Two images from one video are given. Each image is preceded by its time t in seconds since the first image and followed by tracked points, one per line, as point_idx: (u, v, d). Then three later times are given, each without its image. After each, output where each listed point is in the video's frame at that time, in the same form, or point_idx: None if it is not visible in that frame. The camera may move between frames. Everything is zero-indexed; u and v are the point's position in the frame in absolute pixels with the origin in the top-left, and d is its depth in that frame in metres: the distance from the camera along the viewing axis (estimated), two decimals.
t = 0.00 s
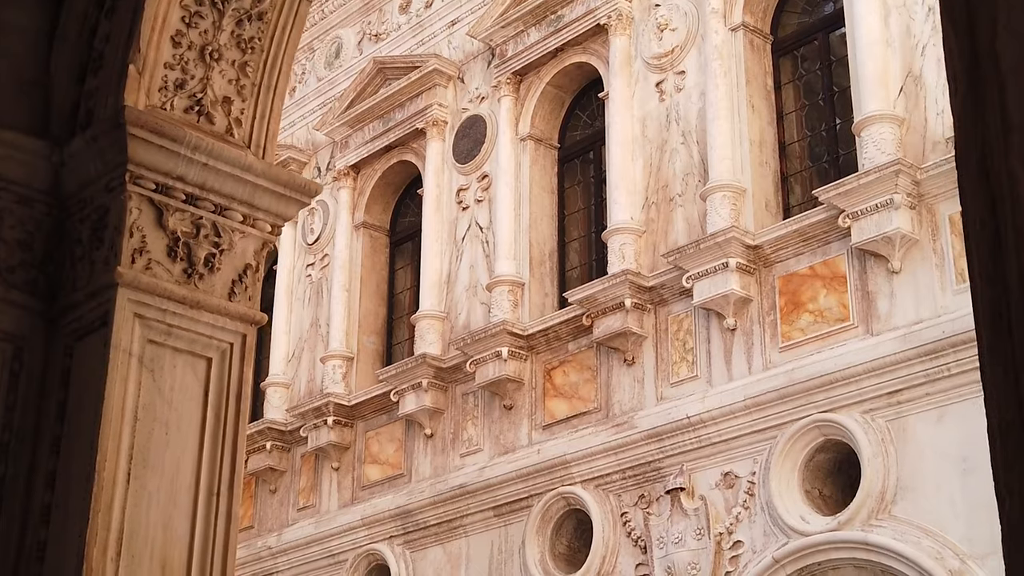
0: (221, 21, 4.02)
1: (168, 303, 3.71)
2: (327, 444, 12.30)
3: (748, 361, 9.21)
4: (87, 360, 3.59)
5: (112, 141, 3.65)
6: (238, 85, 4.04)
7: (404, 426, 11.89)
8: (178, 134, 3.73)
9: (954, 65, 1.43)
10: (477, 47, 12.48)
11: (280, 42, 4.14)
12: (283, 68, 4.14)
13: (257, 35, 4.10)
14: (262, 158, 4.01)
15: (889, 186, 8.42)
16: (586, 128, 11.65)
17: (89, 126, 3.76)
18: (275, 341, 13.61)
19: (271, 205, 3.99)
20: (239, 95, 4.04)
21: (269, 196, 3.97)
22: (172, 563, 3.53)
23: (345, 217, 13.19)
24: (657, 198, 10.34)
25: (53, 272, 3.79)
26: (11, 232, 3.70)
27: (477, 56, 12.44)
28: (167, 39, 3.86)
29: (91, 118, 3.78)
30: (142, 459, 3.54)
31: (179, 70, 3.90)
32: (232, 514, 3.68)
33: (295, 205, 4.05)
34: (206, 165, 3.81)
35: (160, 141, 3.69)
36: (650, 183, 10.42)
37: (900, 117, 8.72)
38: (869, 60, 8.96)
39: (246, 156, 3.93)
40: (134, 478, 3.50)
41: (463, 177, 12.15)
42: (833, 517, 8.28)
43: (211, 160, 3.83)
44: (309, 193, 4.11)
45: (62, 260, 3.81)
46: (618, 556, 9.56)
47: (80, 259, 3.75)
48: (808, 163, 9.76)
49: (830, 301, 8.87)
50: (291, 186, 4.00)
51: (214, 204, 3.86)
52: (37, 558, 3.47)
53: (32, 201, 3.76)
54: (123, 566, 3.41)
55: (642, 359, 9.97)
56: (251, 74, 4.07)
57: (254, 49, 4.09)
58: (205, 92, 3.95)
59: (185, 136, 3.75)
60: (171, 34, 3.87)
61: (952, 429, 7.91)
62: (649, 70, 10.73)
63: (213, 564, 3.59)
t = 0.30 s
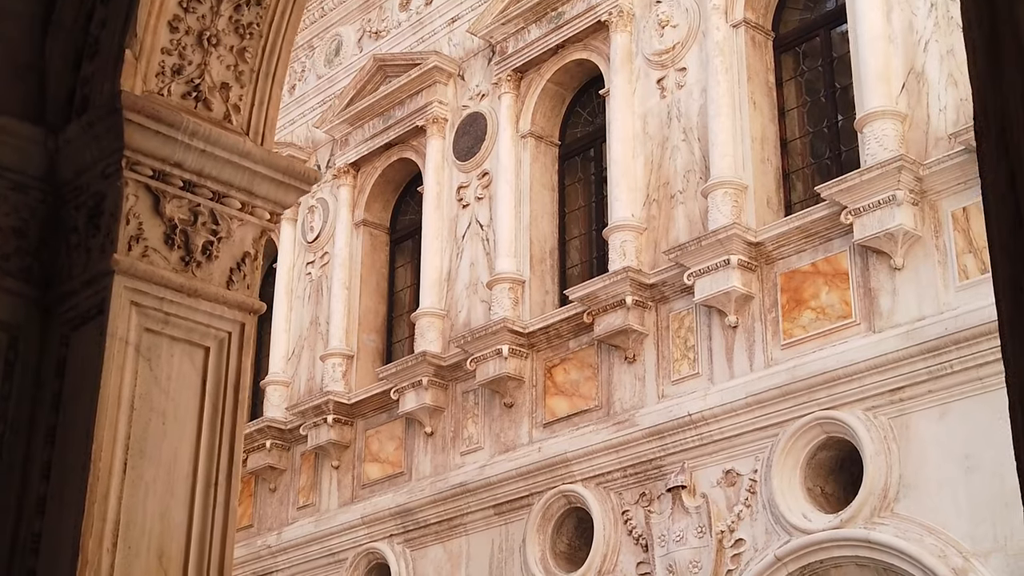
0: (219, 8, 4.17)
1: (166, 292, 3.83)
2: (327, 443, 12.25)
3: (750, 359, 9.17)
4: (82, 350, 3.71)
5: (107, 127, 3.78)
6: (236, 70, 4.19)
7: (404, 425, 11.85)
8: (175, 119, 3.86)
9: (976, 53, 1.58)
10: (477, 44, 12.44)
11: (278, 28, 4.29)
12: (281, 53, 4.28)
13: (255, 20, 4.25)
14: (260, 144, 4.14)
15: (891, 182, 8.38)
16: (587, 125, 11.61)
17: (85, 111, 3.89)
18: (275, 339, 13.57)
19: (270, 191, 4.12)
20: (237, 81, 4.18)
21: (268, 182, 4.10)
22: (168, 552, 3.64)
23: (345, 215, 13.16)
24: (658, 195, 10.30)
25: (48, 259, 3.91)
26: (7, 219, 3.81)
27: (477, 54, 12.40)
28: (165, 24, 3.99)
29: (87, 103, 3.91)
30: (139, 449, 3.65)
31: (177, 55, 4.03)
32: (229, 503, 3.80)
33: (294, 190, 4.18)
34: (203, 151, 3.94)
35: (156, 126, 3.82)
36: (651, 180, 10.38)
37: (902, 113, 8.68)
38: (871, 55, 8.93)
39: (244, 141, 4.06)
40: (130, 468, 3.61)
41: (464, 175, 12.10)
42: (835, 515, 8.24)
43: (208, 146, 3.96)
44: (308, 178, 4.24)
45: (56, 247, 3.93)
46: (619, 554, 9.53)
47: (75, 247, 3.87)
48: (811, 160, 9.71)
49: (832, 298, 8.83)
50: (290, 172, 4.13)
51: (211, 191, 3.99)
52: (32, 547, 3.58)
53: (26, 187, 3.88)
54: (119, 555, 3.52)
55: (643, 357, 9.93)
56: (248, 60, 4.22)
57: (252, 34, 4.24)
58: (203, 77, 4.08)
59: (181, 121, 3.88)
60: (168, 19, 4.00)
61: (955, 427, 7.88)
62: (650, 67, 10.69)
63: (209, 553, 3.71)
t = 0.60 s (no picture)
0: None
1: (163, 279, 3.83)
2: (327, 441, 12.21)
3: (751, 355, 9.13)
4: (78, 337, 3.71)
5: (103, 112, 3.79)
6: (235, 56, 4.20)
7: (404, 423, 11.81)
8: (172, 104, 3.86)
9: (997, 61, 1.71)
10: (477, 41, 12.40)
11: (277, 13, 4.30)
12: (279, 39, 4.29)
13: (253, 6, 4.26)
14: (259, 131, 4.15)
15: (894, 178, 8.34)
16: (588, 122, 11.57)
17: (81, 96, 3.90)
18: (275, 337, 13.54)
19: (268, 178, 4.12)
20: (236, 66, 4.19)
21: (266, 169, 4.11)
22: (165, 542, 3.64)
23: (345, 212, 13.12)
24: (659, 191, 10.26)
25: (43, 246, 3.91)
26: (3, 206, 3.82)
27: (478, 50, 12.37)
28: (161, 10, 4.01)
29: (83, 88, 3.92)
30: (136, 438, 3.65)
31: (174, 40, 4.04)
32: (228, 493, 3.79)
33: (293, 177, 4.18)
34: (201, 137, 3.94)
35: (153, 111, 3.82)
36: (652, 176, 10.33)
37: (904, 109, 8.64)
38: (874, 50, 8.88)
39: (243, 127, 4.06)
40: (127, 457, 3.61)
41: (464, 172, 12.07)
42: (838, 512, 8.19)
43: (206, 131, 3.96)
44: (308, 166, 4.24)
45: (52, 234, 3.93)
46: (620, 552, 9.49)
47: (71, 234, 3.87)
48: (813, 156, 9.67)
49: (835, 294, 8.78)
50: (290, 159, 4.13)
51: (210, 177, 3.99)
52: (28, 537, 3.58)
53: (22, 173, 3.89)
54: (115, 545, 3.52)
55: (644, 354, 9.89)
56: (247, 45, 4.23)
57: (251, 20, 4.25)
58: (200, 63, 4.09)
59: (178, 107, 3.88)
60: (165, 5, 4.02)
61: (958, 424, 7.84)
62: (651, 64, 10.66)
63: (207, 543, 3.70)
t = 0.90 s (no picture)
0: None
1: (159, 269, 3.84)
2: (327, 440, 12.17)
3: (753, 353, 9.08)
4: (74, 327, 3.69)
5: (98, 98, 3.77)
6: (233, 43, 4.23)
7: (404, 421, 11.77)
8: (169, 91, 3.87)
9: None
10: (478, 38, 12.36)
11: None
12: (277, 25, 4.33)
13: None
14: (257, 118, 4.17)
15: (897, 174, 8.30)
16: (589, 120, 11.53)
17: (76, 83, 3.86)
18: (274, 335, 13.49)
19: (267, 166, 4.15)
20: (234, 53, 4.22)
21: (264, 157, 4.13)
22: (162, 536, 3.64)
23: (345, 210, 13.08)
24: (660, 189, 10.22)
25: (37, 236, 3.88)
26: None
27: (478, 48, 12.33)
28: None
29: (78, 74, 3.88)
30: (131, 430, 3.65)
31: (172, 26, 4.06)
32: (225, 486, 3.80)
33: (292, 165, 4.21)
34: (198, 124, 3.96)
35: (150, 98, 3.83)
36: (654, 173, 10.29)
37: (907, 105, 8.59)
38: (876, 47, 8.84)
39: (241, 114, 4.09)
40: (122, 449, 3.61)
41: (464, 169, 12.03)
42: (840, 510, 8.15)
43: (204, 118, 3.97)
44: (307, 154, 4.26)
45: (47, 223, 3.89)
46: (621, 551, 9.45)
47: (66, 224, 3.85)
48: (814, 153, 9.63)
49: (837, 292, 8.74)
50: (289, 146, 4.16)
51: (207, 165, 4.02)
52: (21, 530, 3.56)
53: (16, 161, 3.84)
54: (110, 539, 3.52)
55: (645, 352, 9.85)
56: (245, 31, 4.26)
57: (249, 7, 4.29)
58: (198, 49, 4.11)
59: (176, 93, 3.89)
60: None
61: (961, 421, 7.80)
62: (651, 61, 10.63)
63: (204, 537, 3.71)
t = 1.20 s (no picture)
0: None
1: (155, 260, 3.86)
2: (326, 438, 12.13)
3: (755, 351, 9.04)
4: (69, 318, 3.71)
5: (93, 86, 3.79)
6: (230, 31, 4.25)
7: (404, 420, 11.74)
8: (165, 80, 3.88)
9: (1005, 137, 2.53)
10: (478, 36, 12.32)
11: None
12: (275, 13, 4.36)
13: None
14: (255, 107, 4.18)
15: (899, 171, 8.24)
16: (589, 117, 11.49)
17: (71, 71, 3.87)
18: (274, 334, 13.46)
19: (266, 156, 4.18)
20: (231, 41, 4.23)
21: (262, 146, 4.16)
22: (158, 530, 3.67)
23: (344, 208, 13.05)
24: (661, 186, 10.18)
25: (32, 226, 3.91)
26: None
27: (478, 45, 12.29)
28: None
29: (73, 63, 3.89)
30: (127, 423, 3.67)
31: (168, 14, 4.08)
32: (222, 479, 3.83)
33: (290, 155, 4.23)
34: (195, 113, 3.98)
35: (146, 86, 3.84)
36: (654, 171, 10.25)
37: (910, 102, 8.55)
38: (878, 44, 8.80)
39: (239, 103, 4.10)
40: (118, 442, 3.63)
41: (464, 167, 11.99)
42: (841, 509, 8.10)
43: (200, 107, 3.99)
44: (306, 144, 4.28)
45: (41, 214, 3.93)
46: (622, 550, 9.42)
47: (61, 215, 3.87)
48: (816, 150, 9.59)
49: (838, 290, 8.69)
50: (286, 136, 4.18)
51: (204, 154, 4.04)
52: (16, 523, 3.59)
53: (11, 151, 3.88)
54: (106, 533, 3.55)
55: (646, 350, 9.81)
56: (243, 20, 4.28)
57: None
58: (195, 38, 4.13)
59: (172, 82, 3.90)
60: None
61: (963, 419, 7.77)
62: (652, 58, 10.59)
63: (201, 530, 3.74)
